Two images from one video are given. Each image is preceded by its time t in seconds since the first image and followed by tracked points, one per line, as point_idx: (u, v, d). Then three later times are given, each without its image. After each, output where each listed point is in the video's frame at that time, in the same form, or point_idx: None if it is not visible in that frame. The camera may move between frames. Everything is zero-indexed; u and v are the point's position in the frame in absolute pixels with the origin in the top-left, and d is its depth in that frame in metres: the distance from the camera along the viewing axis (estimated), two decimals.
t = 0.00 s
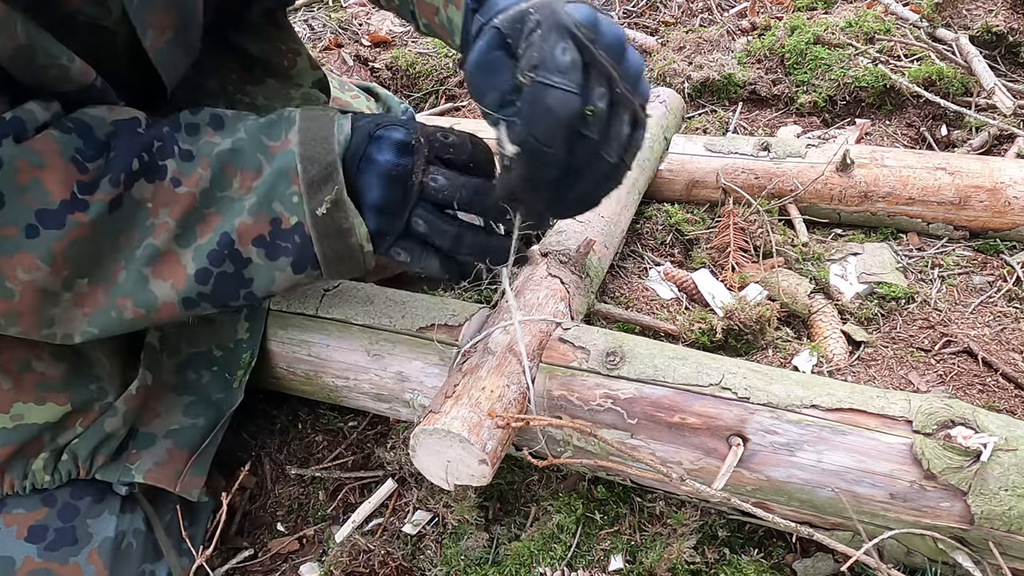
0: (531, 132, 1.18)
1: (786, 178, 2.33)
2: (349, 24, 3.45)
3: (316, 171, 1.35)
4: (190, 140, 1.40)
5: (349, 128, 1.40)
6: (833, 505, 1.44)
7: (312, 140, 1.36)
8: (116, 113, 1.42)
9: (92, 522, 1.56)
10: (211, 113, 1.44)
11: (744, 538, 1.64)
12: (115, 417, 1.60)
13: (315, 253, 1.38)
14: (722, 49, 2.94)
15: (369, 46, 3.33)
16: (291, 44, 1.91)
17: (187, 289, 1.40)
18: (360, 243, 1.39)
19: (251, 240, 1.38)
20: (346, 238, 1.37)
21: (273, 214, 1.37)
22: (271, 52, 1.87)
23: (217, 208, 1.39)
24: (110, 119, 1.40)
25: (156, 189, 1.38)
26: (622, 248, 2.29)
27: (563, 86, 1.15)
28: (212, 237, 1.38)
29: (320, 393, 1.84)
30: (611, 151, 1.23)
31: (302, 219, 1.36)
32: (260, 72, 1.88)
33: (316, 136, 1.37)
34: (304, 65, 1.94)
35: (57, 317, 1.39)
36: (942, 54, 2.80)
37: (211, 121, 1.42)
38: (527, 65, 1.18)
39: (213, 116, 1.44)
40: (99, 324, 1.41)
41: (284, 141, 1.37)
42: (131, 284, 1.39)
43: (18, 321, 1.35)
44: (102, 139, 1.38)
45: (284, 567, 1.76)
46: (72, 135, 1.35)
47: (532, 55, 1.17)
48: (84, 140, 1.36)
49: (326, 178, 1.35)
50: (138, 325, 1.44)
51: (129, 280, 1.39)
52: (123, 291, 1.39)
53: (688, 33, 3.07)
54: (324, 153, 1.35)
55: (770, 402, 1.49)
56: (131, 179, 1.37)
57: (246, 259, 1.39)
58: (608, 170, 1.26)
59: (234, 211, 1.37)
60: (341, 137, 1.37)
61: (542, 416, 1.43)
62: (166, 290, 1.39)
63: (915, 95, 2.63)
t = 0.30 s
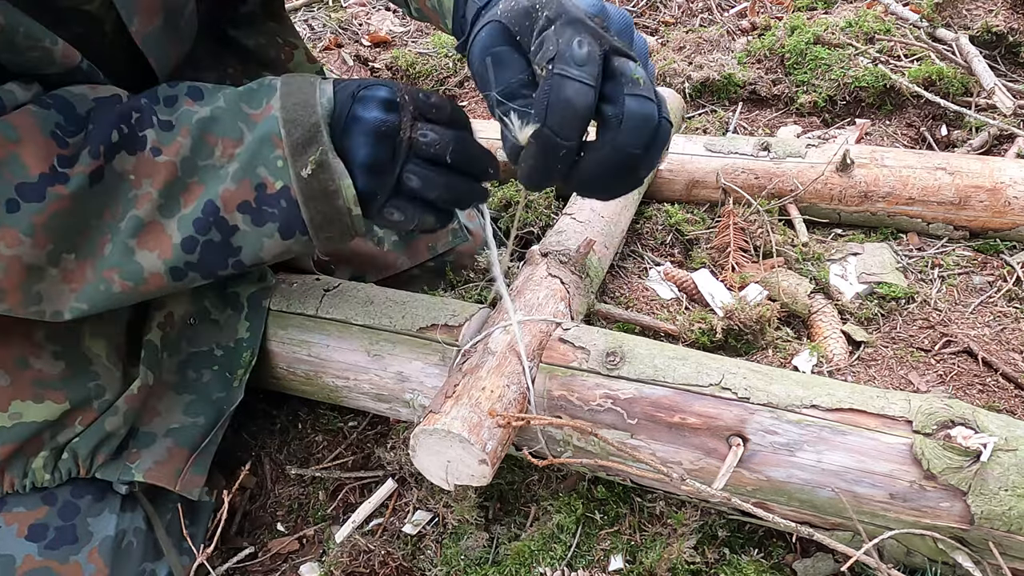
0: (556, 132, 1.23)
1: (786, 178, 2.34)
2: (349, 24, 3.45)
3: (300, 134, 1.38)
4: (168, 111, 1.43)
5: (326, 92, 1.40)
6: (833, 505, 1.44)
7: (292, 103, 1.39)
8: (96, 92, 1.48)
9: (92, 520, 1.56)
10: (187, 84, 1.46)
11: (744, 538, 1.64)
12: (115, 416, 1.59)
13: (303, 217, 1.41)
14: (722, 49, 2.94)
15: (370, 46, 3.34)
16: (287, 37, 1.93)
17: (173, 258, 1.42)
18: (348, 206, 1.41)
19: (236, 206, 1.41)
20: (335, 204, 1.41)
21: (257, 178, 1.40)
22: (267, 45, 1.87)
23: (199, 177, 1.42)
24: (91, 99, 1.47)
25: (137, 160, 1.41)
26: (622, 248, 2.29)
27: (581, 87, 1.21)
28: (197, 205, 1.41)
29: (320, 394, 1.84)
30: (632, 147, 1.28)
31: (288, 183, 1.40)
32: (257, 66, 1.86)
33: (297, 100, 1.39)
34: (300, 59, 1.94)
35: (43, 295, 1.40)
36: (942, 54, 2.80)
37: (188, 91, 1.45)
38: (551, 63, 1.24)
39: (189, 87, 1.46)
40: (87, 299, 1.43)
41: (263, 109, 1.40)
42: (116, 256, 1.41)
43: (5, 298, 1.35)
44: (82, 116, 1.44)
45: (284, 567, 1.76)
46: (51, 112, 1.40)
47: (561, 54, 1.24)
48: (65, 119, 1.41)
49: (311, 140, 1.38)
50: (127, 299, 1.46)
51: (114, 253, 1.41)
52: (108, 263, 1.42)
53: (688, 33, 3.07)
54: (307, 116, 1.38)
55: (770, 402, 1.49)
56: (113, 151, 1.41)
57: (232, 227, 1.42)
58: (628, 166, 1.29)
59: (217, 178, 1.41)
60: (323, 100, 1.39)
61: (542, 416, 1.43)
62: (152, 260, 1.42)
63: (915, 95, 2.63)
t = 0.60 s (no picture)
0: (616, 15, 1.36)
1: (786, 178, 2.34)
2: (349, 24, 3.45)
3: (281, 99, 1.34)
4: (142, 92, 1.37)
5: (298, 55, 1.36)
6: (834, 506, 1.44)
7: (266, 69, 1.34)
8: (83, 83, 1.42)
9: (92, 522, 1.56)
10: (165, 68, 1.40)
11: (744, 538, 1.64)
12: (114, 417, 1.60)
13: (296, 175, 1.36)
14: (722, 49, 2.94)
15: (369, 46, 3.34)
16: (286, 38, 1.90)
17: (174, 232, 1.39)
18: (339, 161, 1.37)
19: (230, 174, 1.36)
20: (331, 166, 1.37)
21: (246, 146, 1.35)
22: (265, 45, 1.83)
23: (186, 150, 1.36)
24: (76, 87, 1.40)
25: (121, 141, 1.35)
26: (622, 248, 2.29)
27: None
28: (189, 178, 1.36)
29: (320, 394, 1.84)
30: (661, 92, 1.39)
31: (277, 145, 1.35)
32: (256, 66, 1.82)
33: (274, 67, 1.34)
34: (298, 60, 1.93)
35: (57, 284, 1.41)
36: (942, 54, 2.80)
37: (157, 73, 1.40)
38: None
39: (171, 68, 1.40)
40: (104, 285, 1.43)
41: (238, 78, 1.35)
42: (121, 240, 1.39)
43: (23, 293, 1.38)
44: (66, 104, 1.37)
45: (284, 567, 1.76)
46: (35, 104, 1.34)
47: None
48: (51, 110, 1.35)
49: (293, 102, 1.34)
50: (139, 280, 1.45)
51: (118, 236, 1.39)
52: (113, 246, 1.40)
53: (688, 33, 3.08)
54: (284, 80, 1.34)
55: (770, 402, 1.49)
56: (93, 138, 1.35)
57: (229, 195, 1.37)
58: (652, 119, 1.38)
59: (206, 148, 1.35)
60: (296, 61, 1.35)
61: (542, 417, 1.43)
62: (155, 237, 1.39)
63: (915, 95, 2.63)
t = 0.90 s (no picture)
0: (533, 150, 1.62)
1: (786, 178, 2.34)
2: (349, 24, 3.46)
3: (289, 317, 1.06)
4: (149, 215, 1.12)
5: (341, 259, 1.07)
6: (834, 505, 1.44)
7: (291, 259, 1.07)
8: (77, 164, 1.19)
9: (91, 523, 1.56)
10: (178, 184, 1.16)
11: (744, 538, 1.64)
12: (114, 420, 1.59)
13: (267, 393, 1.11)
14: (722, 49, 2.94)
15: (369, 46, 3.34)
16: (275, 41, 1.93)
17: (121, 384, 1.11)
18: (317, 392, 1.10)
19: (199, 360, 1.09)
20: (306, 388, 1.09)
21: (228, 340, 1.08)
22: (255, 45, 1.88)
23: (165, 304, 1.09)
24: (64, 169, 1.17)
25: (96, 268, 1.09)
26: (622, 248, 2.30)
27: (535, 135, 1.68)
28: (156, 338, 1.09)
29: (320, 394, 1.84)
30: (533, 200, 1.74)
31: (260, 357, 1.08)
32: (246, 68, 1.88)
33: (298, 267, 1.07)
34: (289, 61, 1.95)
35: None
36: (942, 54, 2.80)
37: (179, 194, 1.15)
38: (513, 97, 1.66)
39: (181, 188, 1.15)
40: (22, 389, 1.12)
41: (261, 243, 1.09)
42: (57, 360, 1.10)
43: None
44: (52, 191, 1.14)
45: (284, 567, 1.77)
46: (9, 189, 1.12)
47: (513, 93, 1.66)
48: (27, 197, 1.13)
49: (301, 328, 1.06)
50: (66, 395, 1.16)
51: (54, 356, 1.10)
52: (48, 362, 1.10)
53: (688, 33, 3.08)
54: (298, 293, 1.06)
55: (770, 402, 1.50)
56: (61, 253, 1.09)
57: (188, 376, 1.10)
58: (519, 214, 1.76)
59: (183, 322, 1.09)
60: (328, 279, 1.06)
61: (542, 418, 1.43)
62: (95, 382, 1.11)
63: (915, 95, 2.63)
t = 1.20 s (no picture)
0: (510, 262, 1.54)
1: (786, 178, 2.34)
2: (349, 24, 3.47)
3: (435, 341, 1.11)
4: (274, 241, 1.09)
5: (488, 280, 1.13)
6: (833, 506, 1.44)
7: (441, 290, 1.10)
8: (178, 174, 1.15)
9: (93, 523, 1.57)
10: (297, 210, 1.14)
11: (744, 538, 1.63)
12: (115, 421, 1.56)
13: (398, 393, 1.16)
14: (722, 49, 2.94)
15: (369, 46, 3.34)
16: (271, 41, 1.86)
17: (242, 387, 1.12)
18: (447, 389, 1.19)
19: (329, 366, 1.11)
20: (440, 390, 1.18)
21: (366, 353, 1.11)
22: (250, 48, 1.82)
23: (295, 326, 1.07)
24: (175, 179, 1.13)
25: (212, 284, 1.05)
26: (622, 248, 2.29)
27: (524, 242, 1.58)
28: (286, 354, 1.09)
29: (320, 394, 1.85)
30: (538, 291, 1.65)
31: (398, 369, 1.12)
32: (241, 70, 1.82)
33: (450, 292, 1.10)
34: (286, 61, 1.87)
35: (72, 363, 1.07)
36: (942, 54, 2.80)
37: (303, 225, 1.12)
38: (502, 197, 1.58)
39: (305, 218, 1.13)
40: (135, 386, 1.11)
41: (404, 265, 1.09)
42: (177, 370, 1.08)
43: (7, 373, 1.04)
44: (159, 200, 1.10)
45: (284, 567, 1.77)
46: (112, 194, 1.07)
47: (501, 191, 1.58)
48: (131, 203, 1.08)
49: (444, 349, 1.12)
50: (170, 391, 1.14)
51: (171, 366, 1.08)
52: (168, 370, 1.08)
53: (688, 33, 3.08)
54: (451, 322, 1.10)
55: (770, 402, 1.50)
56: (180, 267, 1.05)
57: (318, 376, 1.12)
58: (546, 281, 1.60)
59: (317, 343, 1.08)
60: (478, 302, 1.11)
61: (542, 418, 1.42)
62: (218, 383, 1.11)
63: (915, 95, 2.63)
